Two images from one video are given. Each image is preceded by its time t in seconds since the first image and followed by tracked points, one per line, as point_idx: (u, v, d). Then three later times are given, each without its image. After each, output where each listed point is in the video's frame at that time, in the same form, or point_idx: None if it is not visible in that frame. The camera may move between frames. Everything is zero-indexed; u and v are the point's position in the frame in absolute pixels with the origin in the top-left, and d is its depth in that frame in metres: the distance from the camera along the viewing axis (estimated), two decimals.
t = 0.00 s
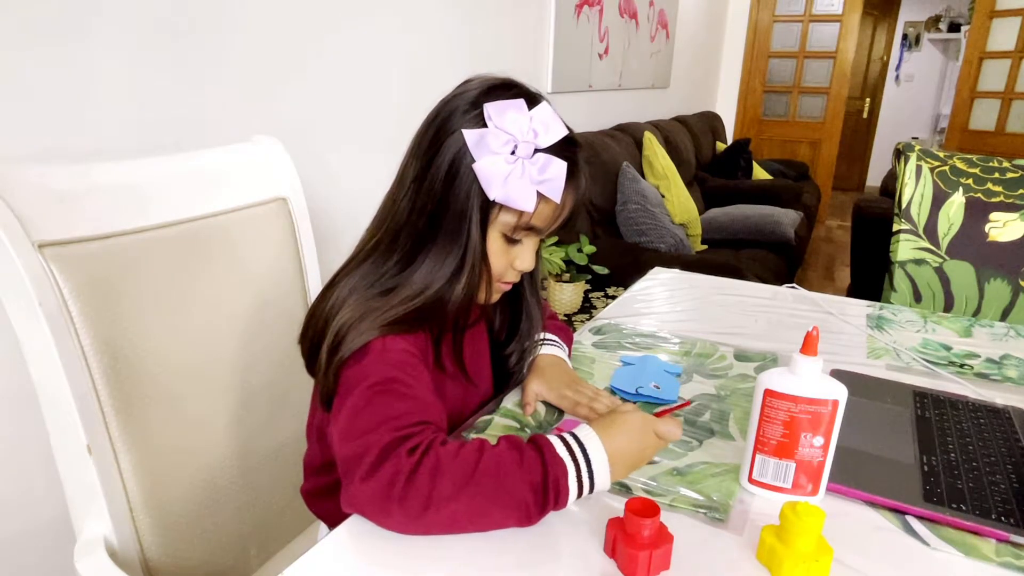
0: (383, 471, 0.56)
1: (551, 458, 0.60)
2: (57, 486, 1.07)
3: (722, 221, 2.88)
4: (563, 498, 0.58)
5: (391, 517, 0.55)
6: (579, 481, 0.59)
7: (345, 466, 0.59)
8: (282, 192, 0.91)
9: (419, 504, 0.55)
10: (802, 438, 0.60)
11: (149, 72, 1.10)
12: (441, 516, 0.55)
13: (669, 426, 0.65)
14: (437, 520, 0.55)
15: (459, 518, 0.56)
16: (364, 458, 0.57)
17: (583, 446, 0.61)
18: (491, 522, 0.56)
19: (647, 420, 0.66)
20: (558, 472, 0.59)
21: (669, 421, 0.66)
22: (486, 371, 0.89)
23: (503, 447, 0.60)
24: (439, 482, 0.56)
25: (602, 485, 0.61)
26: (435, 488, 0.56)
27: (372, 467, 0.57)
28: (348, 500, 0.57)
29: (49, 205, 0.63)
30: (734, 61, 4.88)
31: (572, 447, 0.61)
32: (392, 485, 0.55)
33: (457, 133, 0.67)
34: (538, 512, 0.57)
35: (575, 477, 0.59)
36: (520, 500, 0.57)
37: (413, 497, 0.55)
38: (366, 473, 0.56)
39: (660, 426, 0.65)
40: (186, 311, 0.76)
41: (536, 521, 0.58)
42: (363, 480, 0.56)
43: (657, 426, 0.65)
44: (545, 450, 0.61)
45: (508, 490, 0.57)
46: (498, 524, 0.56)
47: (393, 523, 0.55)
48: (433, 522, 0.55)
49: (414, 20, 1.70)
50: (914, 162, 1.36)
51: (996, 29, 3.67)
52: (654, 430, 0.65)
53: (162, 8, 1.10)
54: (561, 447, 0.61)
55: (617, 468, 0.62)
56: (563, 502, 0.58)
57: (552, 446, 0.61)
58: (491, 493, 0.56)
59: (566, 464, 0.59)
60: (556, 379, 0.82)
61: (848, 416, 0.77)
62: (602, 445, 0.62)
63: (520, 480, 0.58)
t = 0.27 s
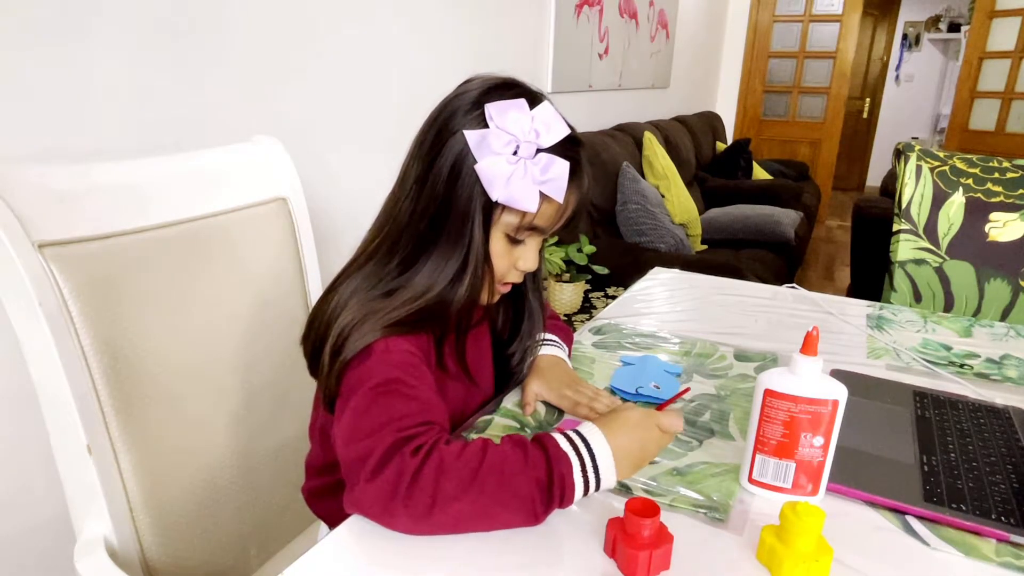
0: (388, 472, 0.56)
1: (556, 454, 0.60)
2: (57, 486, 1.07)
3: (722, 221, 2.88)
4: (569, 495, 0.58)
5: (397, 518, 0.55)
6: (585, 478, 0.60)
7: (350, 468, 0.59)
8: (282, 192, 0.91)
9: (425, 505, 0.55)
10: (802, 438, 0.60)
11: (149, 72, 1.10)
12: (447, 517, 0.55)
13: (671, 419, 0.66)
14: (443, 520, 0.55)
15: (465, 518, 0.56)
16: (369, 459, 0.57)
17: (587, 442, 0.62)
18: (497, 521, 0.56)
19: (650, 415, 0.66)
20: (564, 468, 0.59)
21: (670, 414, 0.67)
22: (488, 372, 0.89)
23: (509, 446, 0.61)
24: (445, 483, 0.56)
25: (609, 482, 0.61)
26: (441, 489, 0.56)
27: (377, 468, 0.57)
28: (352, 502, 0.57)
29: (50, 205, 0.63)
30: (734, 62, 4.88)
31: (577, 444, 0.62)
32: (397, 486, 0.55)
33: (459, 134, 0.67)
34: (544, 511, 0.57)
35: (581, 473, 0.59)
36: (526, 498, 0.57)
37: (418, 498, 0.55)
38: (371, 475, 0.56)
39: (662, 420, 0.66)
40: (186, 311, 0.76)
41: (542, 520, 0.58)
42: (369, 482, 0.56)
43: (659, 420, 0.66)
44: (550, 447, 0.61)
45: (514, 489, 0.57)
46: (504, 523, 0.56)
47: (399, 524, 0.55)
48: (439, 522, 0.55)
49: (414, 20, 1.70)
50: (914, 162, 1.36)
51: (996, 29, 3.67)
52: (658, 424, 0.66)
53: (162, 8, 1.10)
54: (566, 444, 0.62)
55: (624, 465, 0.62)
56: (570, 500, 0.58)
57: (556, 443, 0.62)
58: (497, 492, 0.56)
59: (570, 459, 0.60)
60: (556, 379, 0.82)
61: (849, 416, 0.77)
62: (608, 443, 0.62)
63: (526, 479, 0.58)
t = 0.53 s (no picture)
0: (400, 472, 0.56)
1: (569, 450, 0.60)
2: (57, 486, 1.07)
3: (722, 221, 2.88)
4: (584, 493, 0.58)
5: (411, 518, 0.55)
6: (599, 476, 0.60)
7: (361, 470, 0.58)
8: (282, 192, 0.91)
9: (438, 504, 0.55)
10: (802, 438, 0.60)
11: (149, 72, 1.10)
12: (460, 516, 0.55)
13: (682, 415, 0.67)
14: (457, 520, 0.55)
15: (479, 517, 0.56)
16: (381, 459, 0.57)
17: (600, 440, 0.62)
18: (511, 519, 0.56)
19: (660, 411, 0.68)
20: (577, 468, 0.59)
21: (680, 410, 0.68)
22: (491, 373, 0.89)
23: (521, 443, 0.61)
24: (457, 482, 0.56)
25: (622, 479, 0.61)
26: (453, 487, 0.56)
27: (389, 468, 0.56)
28: (365, 504, 0.57)
29: (49, 205, 0.63)
30: (734, 62, 4.88)
31: (589, 441, 0.62)
32: (410, 486, 0.55)
33: (461, 135, 0.67)
34: (558, 507, 0.57)
35: (594, 470, 0.60)
36: (540, 495, 0.57)
37: (431, 497, 0.55)
38: (383, 475, 0.56)
39: (672, 416, 0.67)
40: (186, 312, 0.76)
41: (556, 518, 0.58)
42: (381, 482, 0.56)
43: (670, 416, 0.67)
44: (562, 444, 0.61)
45: (527, 486, 0.57)
46: (518, 522, 0.56)
47: (413, 524, 0.55)
48: (453, 522, 0.55)
49: (414, 20, 1.70)
50: (914, 162, 1.36)
51: (996, 29, 3.67)
52: (668, 420, 0.67)
53: (162, 8, 1.10)
54: (578, 441, 0.62)
55: (638, 463, 0.63)
56: (584, 498, 0.58)
57: (569, 440, 0.62)
58: (511, 489, 0.56)
59: (584, 456, 0.60)
60: (557, 379, 0.82)
61: (849, 416, 0.77)
62: (622, 441, 0.63)
63: (539, 475, 0.58)
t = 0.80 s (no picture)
0: (410, 471, 0.56)
1: (580, 449, 0.60)
2: (57, 486, 1.07)
3: (722, 221, 2.88)
4: (595, 491, 0.58)
5: (422, 517, 0.55)
6: (610, 475, 0.60)
7: (368, 470, 0.58)
8: (282, 191, 0.91)
9: (449, 503, 0.55)
10: (802, 438, 0.60)
11: (149, 71, 1.10)
12: (471, 515, 0.55)
13: (692, 414, 0.67)
14: (468, 519, 0.55)
15: (490, 515, 0.56)
16: (391, 459, 0.57)
17: (612, 440, 0.62)
18: (522, 518, 0.56)
19: (669, 410, 0.67)
20: (589, 461, 0.59)
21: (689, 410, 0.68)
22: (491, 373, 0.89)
23: (531, 441, 0.60)
24: (467, 480, 0.56)
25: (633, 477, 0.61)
26: (464, 486, 0.56)
27: (399, 468, 0.56)
28: (374, 504, 0.57)
29: (49, 205, 0.63)
30: (734, 62, 4.88)
31: (601, 441, 0.62)
32: (421, 485, 0.55)
33: (463, 136, 0.67)
34: (569, 506, 0.57)
35: (606, 468, 0.60)
36: (551, 494, 0.57)
37: (442, 496, 0.55)
38: (393, 475, 0.56)
39: (683, 416, 0.67)
40: (186, 312, 0.76)
41: (568, 516, 0.58)
42: (392, 482, 0.56)
43: (680, 416, 0.67)
44: (573, 442, 0.61)
45: (539, 483, 0.57)
46: (529, 520, 0.56)
47: (424, 524, 0.55)
48: (464, 520, 0.55)
49: (414, 20, 1.70)
50: (914, 162, 1.36)
51: (996, 29, 3.66)
52: (678, 420, 0.67)
53: (161, 7, 1.10)
54: (590, 440, 0.62)
55: (648, 463, 0.63)
56: (596, 495, 0.58)
57: (580, 438, 0.62)
58: (522, 487, 0.56)
59: (595, 454, 0.60)
60: (557, 379, 0.82)
61: (849, 416, 0.77)
62: (632, 439, 0.63)
63: (550, 473, 0.58)
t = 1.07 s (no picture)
0: (415, 471, 0.56)
1: (588, 448, 0.60)
2: (57, 486, 1.07)
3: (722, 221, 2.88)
4: (601, 492, 0.58)
5: (428, 518, 0.55)
6: (618, 477, 0.60)
7: (372, 471, 0.58)
8: (282, 192, 0.91)
9: (455, 502, 0.55)
10: (802, 438, 0.60)
11: (149, 71, 1.10)
12: (477, 515, 0.55)
13: (699, 414, 0.67)
14: (474, 519, 0.55)
15: (497, 515, 0.56)
16: (395, 459, 0.57)
17: (619, 439, 0.62)
18: (528, 517, 0.56)
19: (675, 409, 0.68)
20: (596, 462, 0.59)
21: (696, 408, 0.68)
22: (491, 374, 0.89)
23: (537, 441, 0.61)
24: (473, 480, 0.56)
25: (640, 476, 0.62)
26: (470, 486, 0.56)
27: (404, 467, 0.56)
28: (379, 504, 0.57)
29: (49, 205, 0.63)
30: (734, 62, 4.88)
31: (608, 440, 0.62)
32: (426, 485, 0.55)
33: (463, 136, 0.67)
34: (576, 507, 0.57)
35: (613, 468, 0.60)
36: (558, 494, 0.57)
37: (448, 496, 0.55)
38: (398, 475, 0.56)
39: (690, 415, 0.67)
40: (186, 312, 0.76)
41: (574, 516, 0.58)
42: (396, 482, 0.56)
43: (686, 415, 0.67)
44: (580, 442, 0.61)
45: (546, 482, 0.57)
46: (535, 520, 0.56)
47: (430, 524, 0.55)
48: (470, 520, 0.55)
49: (414, 20, 1.70)
50: (914, 162, 1.36)
51: (996, 29, 3.66)
52: (685, 419, 0.67)
53: (162, 7, 1.10)
54: (597, 440, 0.62)
55: (655, 462, 0.63)
56: (604, 495, 0.58)
57: (586, 438, 0.62)
58: (529, 487, 0.56)
59: (602, 454, 0.60)
60: (556, 379, 0.82)
61: (849, 416, 0.77)
62: (639, 438, 0.63)
63: (556, 473, 0.58)
